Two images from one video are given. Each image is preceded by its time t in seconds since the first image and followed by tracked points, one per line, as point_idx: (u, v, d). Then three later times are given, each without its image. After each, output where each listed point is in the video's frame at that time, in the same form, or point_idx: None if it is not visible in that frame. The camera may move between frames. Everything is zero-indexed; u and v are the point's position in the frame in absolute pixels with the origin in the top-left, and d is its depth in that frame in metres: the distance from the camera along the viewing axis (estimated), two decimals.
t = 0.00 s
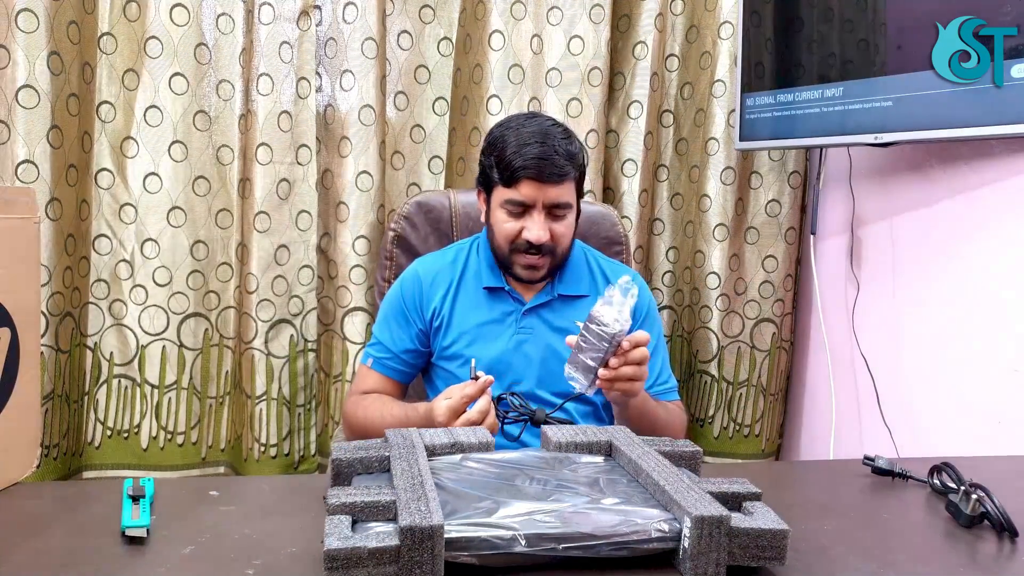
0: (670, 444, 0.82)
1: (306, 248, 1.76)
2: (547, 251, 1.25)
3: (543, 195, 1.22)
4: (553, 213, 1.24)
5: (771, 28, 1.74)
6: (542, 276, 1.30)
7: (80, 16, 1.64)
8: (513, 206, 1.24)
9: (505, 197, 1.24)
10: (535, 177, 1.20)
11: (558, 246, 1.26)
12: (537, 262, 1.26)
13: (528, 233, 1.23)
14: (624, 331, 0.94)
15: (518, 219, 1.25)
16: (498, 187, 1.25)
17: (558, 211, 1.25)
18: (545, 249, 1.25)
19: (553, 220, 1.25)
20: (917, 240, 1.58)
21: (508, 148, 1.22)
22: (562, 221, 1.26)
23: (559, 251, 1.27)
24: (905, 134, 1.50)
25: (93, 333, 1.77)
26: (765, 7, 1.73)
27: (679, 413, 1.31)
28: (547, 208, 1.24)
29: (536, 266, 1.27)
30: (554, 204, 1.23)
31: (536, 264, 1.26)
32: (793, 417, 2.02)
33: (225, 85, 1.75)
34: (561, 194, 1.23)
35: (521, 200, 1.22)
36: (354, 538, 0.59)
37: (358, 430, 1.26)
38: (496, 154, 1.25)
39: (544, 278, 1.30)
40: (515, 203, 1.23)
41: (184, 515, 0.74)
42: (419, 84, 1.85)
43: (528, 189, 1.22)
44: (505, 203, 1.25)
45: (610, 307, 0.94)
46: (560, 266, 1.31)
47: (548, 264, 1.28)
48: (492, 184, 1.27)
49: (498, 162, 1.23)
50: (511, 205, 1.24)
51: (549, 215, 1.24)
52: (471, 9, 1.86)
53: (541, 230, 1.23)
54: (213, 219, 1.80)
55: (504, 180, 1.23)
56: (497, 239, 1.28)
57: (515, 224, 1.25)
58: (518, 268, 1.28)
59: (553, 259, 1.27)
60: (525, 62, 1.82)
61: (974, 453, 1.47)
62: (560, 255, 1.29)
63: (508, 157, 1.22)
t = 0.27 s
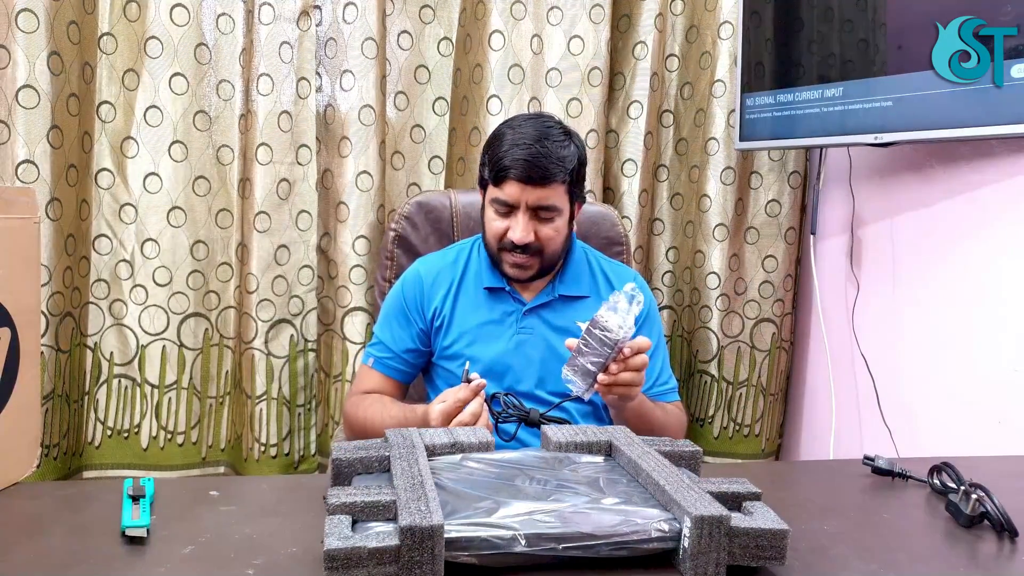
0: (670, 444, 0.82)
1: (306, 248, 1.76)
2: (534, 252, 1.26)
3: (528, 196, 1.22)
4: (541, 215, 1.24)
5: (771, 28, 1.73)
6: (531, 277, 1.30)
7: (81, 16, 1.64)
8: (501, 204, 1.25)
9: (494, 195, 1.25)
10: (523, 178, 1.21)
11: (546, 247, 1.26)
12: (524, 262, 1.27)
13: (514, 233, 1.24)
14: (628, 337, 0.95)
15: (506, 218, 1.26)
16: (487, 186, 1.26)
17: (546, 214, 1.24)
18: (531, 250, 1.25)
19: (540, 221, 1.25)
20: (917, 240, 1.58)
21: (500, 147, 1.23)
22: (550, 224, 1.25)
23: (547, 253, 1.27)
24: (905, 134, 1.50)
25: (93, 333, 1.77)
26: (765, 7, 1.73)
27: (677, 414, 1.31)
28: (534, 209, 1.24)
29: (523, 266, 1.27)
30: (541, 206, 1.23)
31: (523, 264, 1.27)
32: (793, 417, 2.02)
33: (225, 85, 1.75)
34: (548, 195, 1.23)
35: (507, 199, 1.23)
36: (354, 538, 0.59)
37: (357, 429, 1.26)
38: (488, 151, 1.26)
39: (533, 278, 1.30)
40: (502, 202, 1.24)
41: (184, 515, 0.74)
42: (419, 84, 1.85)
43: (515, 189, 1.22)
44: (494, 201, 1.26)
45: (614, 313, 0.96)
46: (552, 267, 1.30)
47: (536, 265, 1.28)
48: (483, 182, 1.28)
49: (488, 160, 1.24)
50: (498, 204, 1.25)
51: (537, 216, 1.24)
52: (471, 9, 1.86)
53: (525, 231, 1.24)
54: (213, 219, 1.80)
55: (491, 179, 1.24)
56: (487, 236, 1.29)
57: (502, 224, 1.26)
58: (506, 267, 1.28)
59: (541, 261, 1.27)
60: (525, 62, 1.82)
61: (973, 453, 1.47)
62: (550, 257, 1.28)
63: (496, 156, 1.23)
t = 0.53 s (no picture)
0: (670, 444, 0.82)
1: (306, 248, 1.76)
2: (548, 224, 1.28)
3: (543, 163, 1.28)
4: (554, 186, 1.29)
5: (771, 28, 1.74)
6: (544, 255, 1.30)
7: (81, 16, 1.64)
8: (514, 176, 1.29)
9: (507, 168, 1.30)
10: (537, 147, 1.27)
11: (560, 220, 1.29)
12: (538, 236, 1.29)
13: (530, 202, 1.27)
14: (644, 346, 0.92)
15: (520, 191, 1.30)
16: (500, 163, 1.31)
17: (558, 184, 1.29)
18: (545, 221, 1.28)
19: (554, 194, 1.29)
20: (917, 240, 1.58)
21: (511, 126, 1.30)
22: (564, 197, 1.30)
23: (560, 228, 1.29)
24: (905, 134, 1.50)
25: (93, 333, 1.77)
26: (765, 7, 1.73)
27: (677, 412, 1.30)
28: (548, 181, 1.28)
29: (536, 239, 1.29)
30: (554, 176, 1.28)
31: (537, 237, 1.29)
32: (793, 417, 2.02)
33: (225, 85, 1.75)
34: (562, 166, 1.28)
35: (522, 169, 1.28)
36: (354, 538, 0.59)
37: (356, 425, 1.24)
38: (498, 135, 1.32)
39: (545, 258, 1.31)
40: (516, 174, 1.29)
41: (184, 515, 0.74)
42: (419, 84, 1.85)
43: (530, 158, 1.28)
44: (507, 175, 1.30)
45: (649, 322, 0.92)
46: (563, 248, 1.32)
47: (549, 240, 1.29)
48: (494, 164, 1.33)
49: (500, 139, 1.30)
50: (512, 177, 1.29)
51: (551, 188, 1.29)
52: (471, 9, 1.86)
53: (541, 198, 1.27)
54: (213, 219, 1.80)
55: (505, 153, 1.30)
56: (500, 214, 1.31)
57: (516, 197, 1.29)
58: (520, 243, 1.29)
59: (554, 235, 1.29)
60: (525, 62, 1.82)
61: (973, 452, 1.47)
62: (563, 234, 1.31)
63: (510, 132, 1.29)
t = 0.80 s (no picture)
0: (670, 444, 0.82)
1: (306, 248, 1.76)
2: (540, 230, 1.28)
3: (540, 169, 1.27)
4: (549, 193, 1.29)
5: (771, 28, 1.74)
6: (533, 260, 1.31)
7: (80, 16, 1.64)
8: (511, 179, 1.29)
9: (504, 171, 1.30)
10: (535, 153, 1.27)
11: (552, 227, 1.29)
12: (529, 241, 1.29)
13: (523, 207, 1.27)
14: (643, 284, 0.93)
15: (515, 195, 1.30)
16: (498, 164, 1.31)
17: (555, 190, 1.29)
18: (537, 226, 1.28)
19: (548, 199, 1.29)
20: (918, 240, 1.58)
21: (513, 128, 1.30)
22: (558, 204, 1.29)
23: (552, 235, 1.29)
24: (904, 134, 1.50)
25: (93, 333, 1.77)
26: (765, 7, 1.73)
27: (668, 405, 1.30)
28: (543, 187, 1.28)
29: (528, 244, 1.29)
30: (550, 182, 1.28)
31: (528, 242, 1.29)
32: (793, 417, 2.02)
33: (225, 85, 1.75)
34: (559, 173, 1.28)
35: (518, 172, 1.28)
36: (354, 538, 0.59)
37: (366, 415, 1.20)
38: (500, 136, 1.32)
39: (534, 263, 1.31)
40: (513, 177, 1.29)
41: (184, 515, 0.74)
42: (419, 84, 1.85)
43: (527, 163, 1.27)
44: (504, 177, 1.30)
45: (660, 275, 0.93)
46: (553, 255, 1.32)
47: (540, 246, 1.29)
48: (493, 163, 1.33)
49: (501, 140, 1.30)
50: (509, 179, 1.29)
51: (545, 194, 1.29)
52: (471, 9, 1.86)
53: (535, 204, 1.27)
54: (213, 219, 1.80)
55: (504, 154, 1.29)
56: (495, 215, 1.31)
57: (512, 199, 1.29)
58: (512, 246, 1.30)
59: (546, 240, 1.29)
60: (525, 62, 1.82)
61: (972, 452, 1.47)
62: (554, 241, 1.31)
63: (510, 133, 1.29)
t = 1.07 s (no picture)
0: (670, 444, 0.82)
1: (306, 248, 1.76)
2: (540, 216, 1.29)
3: (537, 158, 1.29)
4: (547, 181, 1.30)
5: (771, 28, 1.74)
6: (535, 250, 1.30)
7: (81, 16, 1.64)
8: (509, 169, 1.30)
9: (502, 162, 1.31)
10: (533, 142, 1.28)
11: (553, 215, 1.30)
12: (529, 229, 1.29)
13: (524, 194, 1.28)
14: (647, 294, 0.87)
15: (514, 185, 1.30)
16: (496, 158, 1.32)
17: (552, 179, 1.30)
18: (538, 213, 1.28)
19: (547, 189, 1.30)
20: (918, 240, 1.58)
21: (508, 122, 1.32)
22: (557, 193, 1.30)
23: (553, 223, 1.30)
24: (905, 134, 1.50)
25: (93, 333, 1.77)
26: (765, 7, 1.74)
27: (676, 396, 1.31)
28: (542, 176, 1.29)
29: (529, 233, 1.29)
30: (548, 170, 1.29)
31: (529, 230, 1.29)
32: (793, 417, 2.02)
33: (225, 85, 1.75)
34: (557, 161, 1.29)
35: (517, 162, 1.29)
36: (354, 538, 0.59)
37: (369, 414, 1.19)
38: (495, 132, 1.34)
39: (536, 253, 1.30)
40: (511, 168, 1.30)
41: (184, 515, 0.74)
42: (419, 84, 1.86)
43: (525, 152, 1.29)
44: (502, 169, 1.31)
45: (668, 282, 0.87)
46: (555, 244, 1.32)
47: (541, 234, 1.29)
48: (489, 158, 1.34)
49: (496, 134, 1.32)
50: (507, 171, 1.30)
51: (544, 182, 1.30)
52: (471, 9, 1.86)
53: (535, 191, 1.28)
54: (213, 219, 1.80)
55: (501, 147, 1.31)
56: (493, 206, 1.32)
57: (510, 190, 1.30)
58: (511, 235, 1.30)
59: (546, 227, 1.29)
60: (525, 63, 1.82)
61: (972, 452, 1.47)
62: (555, 229, 1.31)
63: (507, 126, 1.31)
